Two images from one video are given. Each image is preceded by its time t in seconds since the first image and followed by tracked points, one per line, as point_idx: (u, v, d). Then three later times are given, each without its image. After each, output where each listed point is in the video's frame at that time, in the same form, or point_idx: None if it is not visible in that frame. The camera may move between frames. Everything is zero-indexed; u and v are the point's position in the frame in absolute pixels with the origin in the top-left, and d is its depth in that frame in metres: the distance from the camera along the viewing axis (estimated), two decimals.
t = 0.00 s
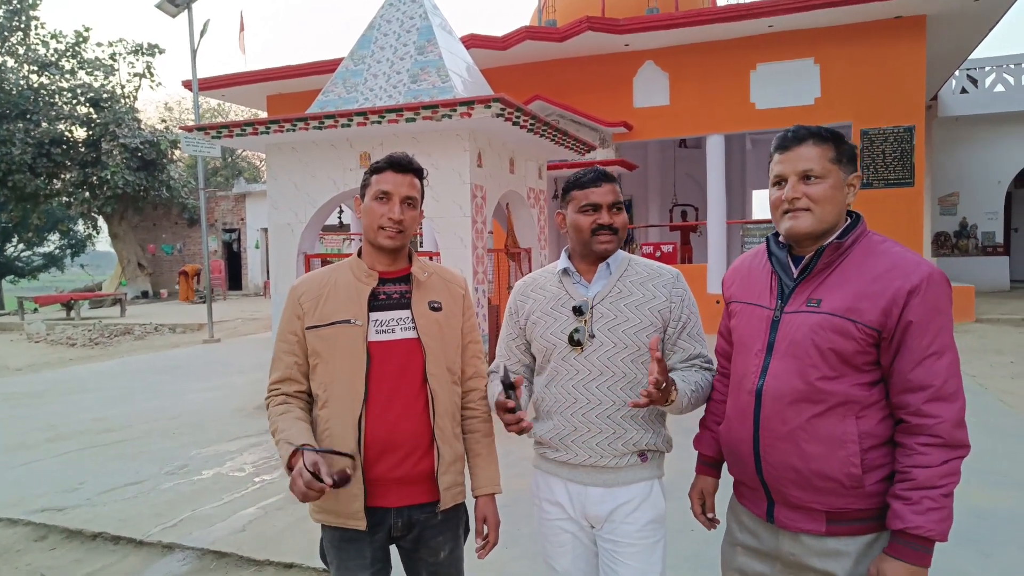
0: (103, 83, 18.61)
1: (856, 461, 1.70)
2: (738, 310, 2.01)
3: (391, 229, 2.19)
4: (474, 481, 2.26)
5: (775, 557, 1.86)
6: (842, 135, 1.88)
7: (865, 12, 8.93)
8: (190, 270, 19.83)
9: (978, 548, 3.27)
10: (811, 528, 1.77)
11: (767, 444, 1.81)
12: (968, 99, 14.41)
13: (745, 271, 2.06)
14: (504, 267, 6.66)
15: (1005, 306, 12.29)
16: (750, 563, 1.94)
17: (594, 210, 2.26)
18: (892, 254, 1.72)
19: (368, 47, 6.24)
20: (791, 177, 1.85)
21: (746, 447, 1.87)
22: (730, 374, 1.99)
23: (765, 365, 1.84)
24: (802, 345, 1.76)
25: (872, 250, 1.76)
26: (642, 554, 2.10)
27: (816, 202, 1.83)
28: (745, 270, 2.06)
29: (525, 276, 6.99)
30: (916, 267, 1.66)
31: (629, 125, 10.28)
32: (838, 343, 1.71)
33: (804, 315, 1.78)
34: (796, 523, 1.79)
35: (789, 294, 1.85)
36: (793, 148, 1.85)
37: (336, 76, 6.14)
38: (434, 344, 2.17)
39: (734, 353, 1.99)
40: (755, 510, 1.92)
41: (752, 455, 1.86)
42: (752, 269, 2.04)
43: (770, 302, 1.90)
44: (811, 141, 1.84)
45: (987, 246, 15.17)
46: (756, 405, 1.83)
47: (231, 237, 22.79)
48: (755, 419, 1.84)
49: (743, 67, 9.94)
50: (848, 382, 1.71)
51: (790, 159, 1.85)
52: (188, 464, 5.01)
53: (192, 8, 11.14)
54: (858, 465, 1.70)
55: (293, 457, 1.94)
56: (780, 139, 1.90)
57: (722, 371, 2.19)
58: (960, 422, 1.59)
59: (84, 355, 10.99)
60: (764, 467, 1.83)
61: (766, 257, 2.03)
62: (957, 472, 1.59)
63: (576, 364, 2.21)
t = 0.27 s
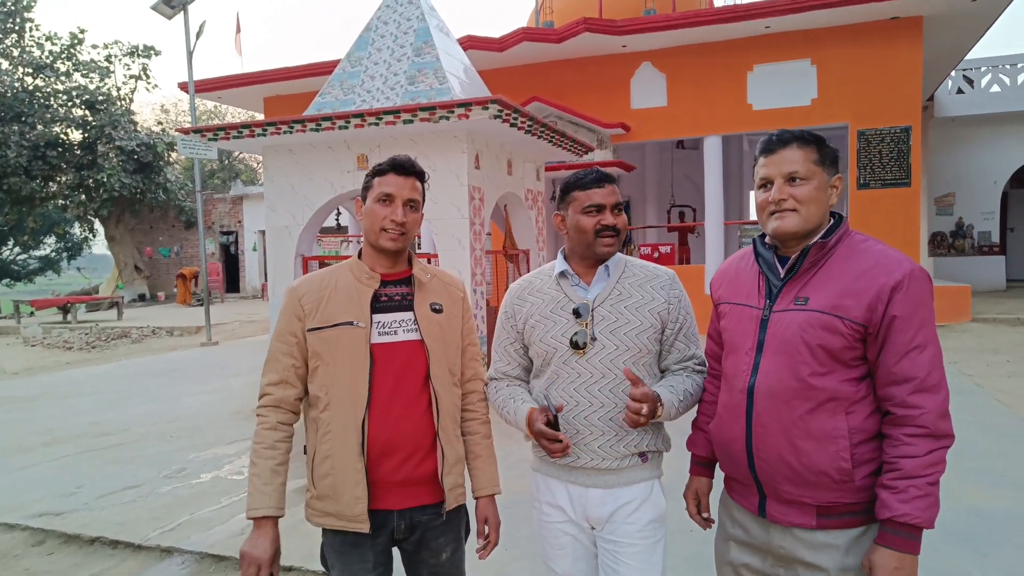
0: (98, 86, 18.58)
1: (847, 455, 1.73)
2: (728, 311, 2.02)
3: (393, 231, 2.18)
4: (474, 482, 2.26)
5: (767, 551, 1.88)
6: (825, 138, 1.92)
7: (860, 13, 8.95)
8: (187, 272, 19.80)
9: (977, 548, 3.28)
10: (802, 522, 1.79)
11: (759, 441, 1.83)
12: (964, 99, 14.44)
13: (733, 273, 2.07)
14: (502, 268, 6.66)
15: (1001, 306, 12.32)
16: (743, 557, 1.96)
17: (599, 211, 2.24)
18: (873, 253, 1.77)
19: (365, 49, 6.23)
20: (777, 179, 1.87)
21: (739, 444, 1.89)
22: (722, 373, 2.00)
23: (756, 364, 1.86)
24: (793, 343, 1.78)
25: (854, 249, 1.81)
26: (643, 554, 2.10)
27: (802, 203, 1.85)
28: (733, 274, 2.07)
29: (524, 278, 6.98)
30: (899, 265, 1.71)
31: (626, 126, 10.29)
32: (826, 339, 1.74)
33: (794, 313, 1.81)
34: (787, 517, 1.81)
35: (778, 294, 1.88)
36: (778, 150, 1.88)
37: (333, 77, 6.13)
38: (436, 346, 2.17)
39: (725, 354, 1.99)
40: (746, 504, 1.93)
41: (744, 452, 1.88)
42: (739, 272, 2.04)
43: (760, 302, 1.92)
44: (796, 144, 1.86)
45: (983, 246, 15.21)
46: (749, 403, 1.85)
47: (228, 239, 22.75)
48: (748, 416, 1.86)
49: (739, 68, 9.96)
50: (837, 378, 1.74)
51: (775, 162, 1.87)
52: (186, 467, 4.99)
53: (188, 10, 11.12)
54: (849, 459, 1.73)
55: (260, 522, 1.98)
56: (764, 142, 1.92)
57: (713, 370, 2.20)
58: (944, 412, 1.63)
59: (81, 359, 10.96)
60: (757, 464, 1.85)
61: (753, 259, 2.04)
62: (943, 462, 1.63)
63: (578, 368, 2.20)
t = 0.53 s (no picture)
0: (93, 84, 18.50)
1: (841, 445, 1.74)
2: (720, 309, 2.01)
3: (389, 228, 2.17)
4: (475, 479, 2.25)
5: (761, 540, 1.88)
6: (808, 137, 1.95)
7: (857, 10, 8.95)
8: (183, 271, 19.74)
9: (977, 545, 3.28)
10: (796, 512, 1.79)
11: (755, 433, 1.83)
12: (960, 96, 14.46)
13: (723, 270, 2.07)
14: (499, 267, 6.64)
15: (998, 303, 12.33)
16: (739, 547, 1.95)
17: (598, 206, 2.23)
18: (862, 247, 1.79)
19: (362, 47, 6.20)
20: (766, 178, 1.89)
21: (733, 437, 1.89)
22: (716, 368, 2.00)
23: (751, 357, 1.86)
24: (787, 336, 1.79)
25: (843, 244, 1.83)
26: (645, 550, 2.09)
27: (791, 200, 1.87)
28: (723, 272, 2.06)
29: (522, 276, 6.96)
30: (887, 258, 1.74)
31: (623, 124, 10.27)
32: (820, 331, 1.75)
33: (787, 308, 1.82)
34: (781, 507, 1.81)
35: (770, 289, 1.88)
36: (764, 150, 1.90)
37: (330, 76, 6.11)
38: (435, 343, 2.16)
39: (719, 350, 1.99)
40: (739, 496, 1.93)
41: (739, 445, 1.88)
42: (731, 270, 2.03)
43: (752, 298, 1.91)
44: (782, 143, 1.89)
45: (980, 243, 15.23)
46: (744, 397, 1.85)
47: (225, 238, 22.69)
48: (743, 409, 1.86)
49: (736, 66, 9.96)
50: (831, 369, 1.75)
51: (763, 161, 1.89)
52: (183, 466, 4.97)
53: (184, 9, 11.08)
54: (842, 449, 1.74)
55: (253, 521, 2.01)
56: (751, 143, 1.95)
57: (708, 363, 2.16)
58: (933, 399, 1.66)
59: (77, 358, 10.93)
60: (752, 457, 1.85)
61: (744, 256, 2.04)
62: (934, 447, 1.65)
63: (576, 365, 2.19)
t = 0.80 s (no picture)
0: (80, 70, 18.25)
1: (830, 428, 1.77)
2: (710, 298, 2.02)
3: (383, 216, 2.16)
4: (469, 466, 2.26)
5: (751, 521, 1.91)
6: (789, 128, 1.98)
7: None
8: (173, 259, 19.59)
9: (964, 530, 3.33)
10: (786, 494, 1.82)
11: (746, 419, 1.85)
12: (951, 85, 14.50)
13: (712, 260, 2.08)
14: (492, 255, 6.64)
15: (986, 291, 12.45)
16: (730, 529, 1.97)
17: (594, 194, 2.23)
18: (848, 234, 1.82)
19: (353, 34, 6.14)
20: (749, 168, 1.92)
21: (725, 423, 1.91)
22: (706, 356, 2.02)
23: (742, 344, 1.88)
24: (778, 322, 1.82)
25: (829, 232, 1.85)
26: (638, 537, 2.12)
27: (774, 189, 1.91)
28: (712, 261, 2.08)
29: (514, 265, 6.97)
30: (872, 244, 1.77)
31: (615, 112, 10.24)
32: (809, 317, 1.78)
33: (776, 295, 1.84)
34: (772, 490, 1.84)
35: (759, 277, 1.90)
36: (746, 141, 1.94)
37: (320, 62, 6.05)
38: (428, 331, 2.16)
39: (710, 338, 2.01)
40: (730, 480, 1.95)
41: (731, 431, 1.90)
42: (719, 259, 2.05)
43: (742, 286, 1.93)
44: (764, 134, 1.92)
45: (969, 231, 15.35)
46: (736, 383, 1.87)
47: (215, 226, 22.54)
48: (735, 396, 1.88)
49: (729, 54, 9.94)
50: (821, 354, 1.78)
51: (746, 152, 1.93)
52: (176, 455, 4.96)
53: None
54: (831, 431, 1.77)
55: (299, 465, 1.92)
56: (733, 136, 1.98)
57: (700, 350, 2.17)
58: (919, 379, 1.69)
59: (67, 347, 10.86)
60: (744, 441, 1.87)
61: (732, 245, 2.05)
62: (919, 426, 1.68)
63: (569, 353, 2.20)
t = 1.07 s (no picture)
0: (70, 62, 18.08)
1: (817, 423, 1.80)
2: (697, 299, 2.02)
3: (379, 211, 2.16)
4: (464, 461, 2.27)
5: (742, 515, 1.92)
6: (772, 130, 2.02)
7: None
8: (163, 252, 19.45)
9: (950, 526, 3.38)
10: (776, 488, 1.84)
11: (738, 415, 1.87)
12: (942, 83, 14.59)
13: (698, 260, 2.07)
14: (485, 250, 6.64)
15: (974, 288, 12.56)
16: (722, 522, 1.98)
17: (576, 192, 2.24)
18: (832, 232, 1.86)
19: (347, 27, 6.11)
20: (731, 169, 1.96)
21: (717, 420, 1.91)
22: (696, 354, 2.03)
23: (733, 342, 1.89)
24: (768, 320, 1.84)
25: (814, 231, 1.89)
26: (629, 534, 2.13)
27: (756, 188, 1.93)
28: (698, 261, 2.07)
29: (508, 260, 6.98)
30: (855, 243, 1.81)
31: (608, 107, 10.24)
32: (798, 314, 1.81)
33: (765, 293, 1.86)
34: (762, 485, 1.86)
35: (747, 276, 1.92)
36: (727, 144, 1.98)
37: (314, 56, 6.02)
38: (425, 326, 2.17)
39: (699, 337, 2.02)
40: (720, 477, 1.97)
41: (722, 428, 1.91)
42: (705, 259, 2.04)
43: (729, 285, 1.94)
44: (745, 136, 1.96)
45: (959, 229, 15.46)
46: (728, 381, 1.88)
47: (206, 219, 22.39)
48: (728, 394, 1.88)
49: (721, 50, 9.96)
50: (809, 351, 1.81)
51: (728, 153, 1.97)
52: (166, 450, 4.95)
53: None
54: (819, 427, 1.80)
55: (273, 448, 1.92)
56: (715, 139, 2.03)
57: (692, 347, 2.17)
58: (901, 374, 1.74)
59: (56, 340, 10.79)
60: (735, 437, 1.88)
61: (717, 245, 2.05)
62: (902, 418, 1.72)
63: (561, 349, 2.22)
